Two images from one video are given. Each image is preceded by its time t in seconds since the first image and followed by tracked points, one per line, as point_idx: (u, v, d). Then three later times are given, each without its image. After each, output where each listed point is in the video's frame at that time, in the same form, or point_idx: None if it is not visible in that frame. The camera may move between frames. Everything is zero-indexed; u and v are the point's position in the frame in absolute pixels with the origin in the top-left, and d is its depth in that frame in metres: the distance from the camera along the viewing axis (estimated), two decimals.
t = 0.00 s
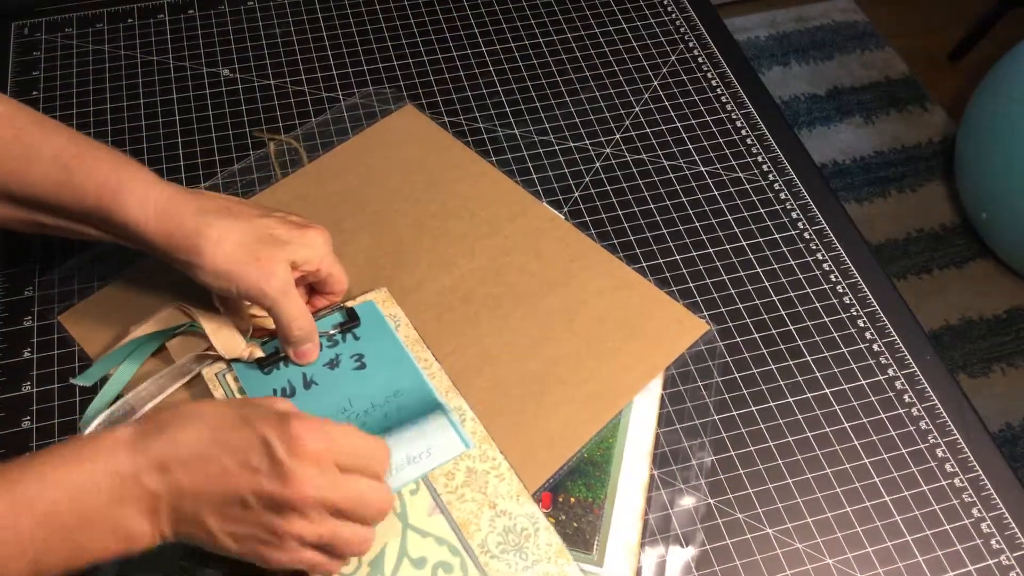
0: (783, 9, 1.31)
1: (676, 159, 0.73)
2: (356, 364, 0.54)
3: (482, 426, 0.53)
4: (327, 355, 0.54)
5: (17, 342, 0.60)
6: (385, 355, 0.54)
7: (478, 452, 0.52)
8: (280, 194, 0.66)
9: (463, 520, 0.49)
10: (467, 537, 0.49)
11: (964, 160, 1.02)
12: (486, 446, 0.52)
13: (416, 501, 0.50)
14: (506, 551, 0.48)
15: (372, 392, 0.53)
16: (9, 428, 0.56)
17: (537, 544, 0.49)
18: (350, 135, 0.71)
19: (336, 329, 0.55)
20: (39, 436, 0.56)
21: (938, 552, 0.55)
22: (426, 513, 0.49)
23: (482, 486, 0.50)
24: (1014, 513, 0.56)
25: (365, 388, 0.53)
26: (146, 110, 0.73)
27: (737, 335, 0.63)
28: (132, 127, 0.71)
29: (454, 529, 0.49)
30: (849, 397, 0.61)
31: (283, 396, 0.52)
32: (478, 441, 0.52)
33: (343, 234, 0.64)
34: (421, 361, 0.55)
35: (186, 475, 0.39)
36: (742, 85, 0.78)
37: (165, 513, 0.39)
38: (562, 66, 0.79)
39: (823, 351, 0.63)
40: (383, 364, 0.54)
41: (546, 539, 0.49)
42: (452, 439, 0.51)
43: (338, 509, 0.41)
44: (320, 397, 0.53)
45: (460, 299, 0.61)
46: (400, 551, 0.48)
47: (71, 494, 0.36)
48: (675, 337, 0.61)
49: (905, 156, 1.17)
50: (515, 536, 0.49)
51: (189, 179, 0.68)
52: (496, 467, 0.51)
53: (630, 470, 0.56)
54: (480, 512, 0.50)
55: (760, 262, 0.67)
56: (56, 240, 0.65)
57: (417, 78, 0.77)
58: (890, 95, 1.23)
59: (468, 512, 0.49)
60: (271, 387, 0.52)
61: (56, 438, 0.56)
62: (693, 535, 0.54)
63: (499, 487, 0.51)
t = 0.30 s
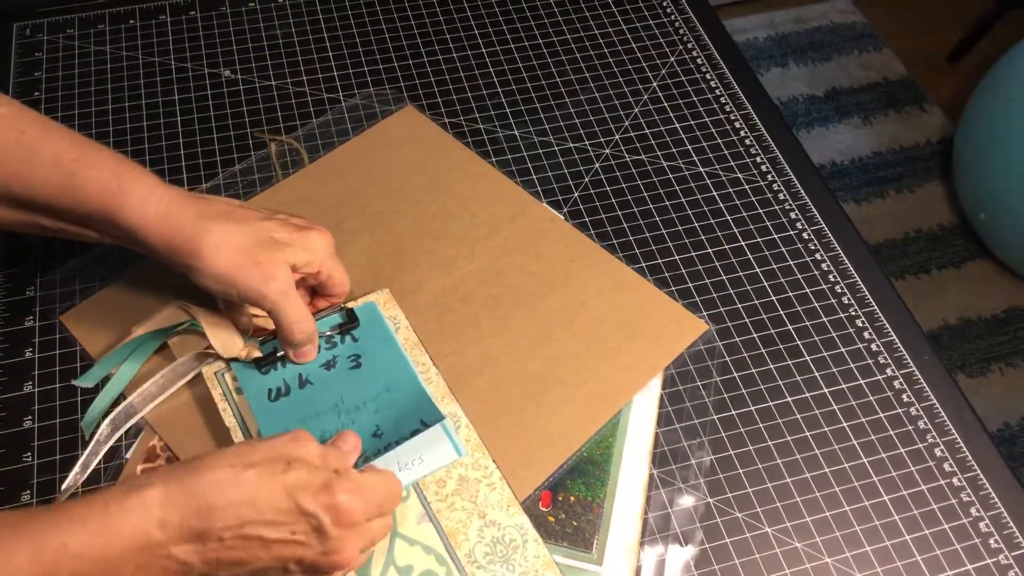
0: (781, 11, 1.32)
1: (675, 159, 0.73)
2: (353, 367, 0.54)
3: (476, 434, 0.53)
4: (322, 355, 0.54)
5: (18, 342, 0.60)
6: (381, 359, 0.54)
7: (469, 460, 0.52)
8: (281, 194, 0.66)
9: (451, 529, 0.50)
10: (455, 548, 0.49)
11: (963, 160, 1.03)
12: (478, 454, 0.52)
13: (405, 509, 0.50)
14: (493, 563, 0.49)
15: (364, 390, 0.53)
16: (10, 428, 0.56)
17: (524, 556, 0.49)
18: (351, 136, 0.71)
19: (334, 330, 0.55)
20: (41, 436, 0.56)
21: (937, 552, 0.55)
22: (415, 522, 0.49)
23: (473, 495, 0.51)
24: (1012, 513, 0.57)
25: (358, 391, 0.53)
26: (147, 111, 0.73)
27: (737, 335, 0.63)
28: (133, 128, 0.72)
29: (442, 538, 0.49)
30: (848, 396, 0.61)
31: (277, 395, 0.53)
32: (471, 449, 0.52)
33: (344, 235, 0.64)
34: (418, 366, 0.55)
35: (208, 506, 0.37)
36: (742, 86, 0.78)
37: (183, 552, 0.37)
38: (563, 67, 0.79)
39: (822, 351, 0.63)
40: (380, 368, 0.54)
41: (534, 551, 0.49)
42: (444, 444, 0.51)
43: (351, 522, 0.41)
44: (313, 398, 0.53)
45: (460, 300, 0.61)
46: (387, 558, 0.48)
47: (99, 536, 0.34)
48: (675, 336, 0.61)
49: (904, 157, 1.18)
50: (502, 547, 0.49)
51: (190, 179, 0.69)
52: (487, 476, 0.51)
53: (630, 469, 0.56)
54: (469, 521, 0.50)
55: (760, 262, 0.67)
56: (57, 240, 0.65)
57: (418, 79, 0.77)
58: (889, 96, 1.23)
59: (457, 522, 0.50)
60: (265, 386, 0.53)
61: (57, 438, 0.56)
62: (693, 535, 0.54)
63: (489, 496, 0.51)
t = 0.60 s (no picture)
0: (782, 10, 1.31)
1: (676, 159, 0.73)
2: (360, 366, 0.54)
3: (482, 434, 0.53)
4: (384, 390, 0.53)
5: (18, 342, 0.60)
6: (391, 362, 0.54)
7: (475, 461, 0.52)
8: (279, 194, 0.66)
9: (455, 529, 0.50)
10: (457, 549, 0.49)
11: (964, 160, 1.03)
12: (484, 455, 0.52)
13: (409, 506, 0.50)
14: (495, 565, 0.49)
15: (417, 443, 0.52)
16: (10, 428, 0.56)
17: (526, 559, 0.49)
18: (350, 135, 0.71)
19: (339, 326, 0.55)
20: (40, 436, 0.56)
21: (937, 552, 0.55)
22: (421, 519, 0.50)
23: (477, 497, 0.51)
24: (1013, 513, 0.56)
25: (411, 442, 0.51)
26: (146, 110, 0.73)
27: (737, 335, 0.63)
28: (132, 127, 0.72)
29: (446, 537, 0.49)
30: (848, 396, 0.61)
31: (335, 425, 0.51)
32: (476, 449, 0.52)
33: (343, 235, 0.64)
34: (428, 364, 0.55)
35: None
36: (742, 86, 0.78)
37: None
38: (563, 66, 0.79)
39: (823, 351, 0.63)
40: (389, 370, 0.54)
41: (536, 554, 0.50)
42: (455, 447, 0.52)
43: None
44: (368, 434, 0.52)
45: (459, 300, 0.61)
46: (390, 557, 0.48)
47: None
48: (675, 336, 0.61)
49: (905, 156, 1.17)
50: (505, 549, 0.50)
51: (190, 179, 0.68)
52: (492, 477, 0.52)
53: (629, 470, 0.56)
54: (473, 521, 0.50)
55: (760, 262, 0.67)
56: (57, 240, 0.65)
57: (418, 78, 0.77)
58: (890, 95, 1.23)
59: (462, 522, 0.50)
60: (325, 413, 0.52)
61: (57, 438, 0.56)
62: (693, 535, 0.54)
63: (493, 498, 0.51)
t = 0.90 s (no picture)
0: (782, 10, 1.31)
1: (676, 159, 0.73)
2: (461, 311, 0.56)
3: (569, 392, 0.54)
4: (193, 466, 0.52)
5: (18, 342, 0.60)
6: (492, 310, 0.56)
7: (560, 415, 0.53)
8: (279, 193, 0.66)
9: (533, 475, 0.51)
10: (534, 492, 0.50)
11: (964, 160, 1.03)
12: (569, 412, 0.53)
13: (491, 447, 0.51)
14: (567, 515, 0.49)
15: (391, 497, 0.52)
16: (10, 428, 0.56)
17: (597, 515, 0.50)
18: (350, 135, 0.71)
19: (450, 273, 0.57)
20: (40, 436, 0.56)
21: (937, 552, 0.55)
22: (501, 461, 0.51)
23: (558, 448, 0.52)
24: (1013, 513, 0.56)
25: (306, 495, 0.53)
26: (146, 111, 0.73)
27: (737, 335, 0.63)
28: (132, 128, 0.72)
29: (524, 482, 0.50)
30: (848, 396, 0.61)
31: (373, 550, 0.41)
32: (563, 404, 0.53)
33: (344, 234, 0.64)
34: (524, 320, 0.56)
35: None
36: (742, 86, 0.78)
37: None
38: (563, 66, 0.79)
39: (823, 351, 0.63)
40: (488, 318, 0.56)
41: (608, 512, 0.50)
42: (540, 400, 0.53)
43: None
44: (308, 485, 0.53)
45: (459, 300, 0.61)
46: (468, 490, 0.50)
47: None
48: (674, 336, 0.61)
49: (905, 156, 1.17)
50: (577, 502, 0.50)
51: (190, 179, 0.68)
52: (575, 433, 0.52)
53: (629, 470, 0.56)
54: (550, 471, 0.51)
55: (760, 262, 0.67)
56: (57, 240, 0.65)
57: (418, 78, 0.77)
58: (890, 95, 1.23)
59: (539, 470, 0.51)
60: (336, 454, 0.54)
61: (57, 438, 0.56)
62: (693, 535, 0.54)
63: (574, 453, 0.52)
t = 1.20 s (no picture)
0: (782, 10, 1.31)
1: (676, 159, 0.73)
2: (484, 311, 0.57)
3: (587, 396, 0.55)
4: (11, 496, 0.53)
5: (17, 342, 0.60)
6: (514, 311, 0.57)
7: (577, 419, 0.54)
8: (279, 192, 0.66)
9: (546, 477, 0.51)
10: (547, 494, 0.51)
11: (964, 160, 1.03)
12: (586, 416, 0.54)
13: (507, 448, 0.52)
14: (579, 517, 0.50)
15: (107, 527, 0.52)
16: (10, 428, 0.56)
17: (610, 519, 0.50)
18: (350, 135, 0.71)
19: (475, 274, 0.58)
20: (40, 436, 0.56)
21: (937, 552, 0.55)
22: (516, 463, 0.52)
23: (573, 452, 0.52)
24: (1013, 513, 0.56)
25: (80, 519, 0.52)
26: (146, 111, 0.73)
27: (737, 335, 0.63)
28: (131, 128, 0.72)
29: (538, 484, 0.51)
30: (848, 396, 0.61)
31: None
32: (579, 409, 0.54)
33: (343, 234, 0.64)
34: (547, 324, 0.57)
35: None
36: (742, 86, 0.78)
37: None
38: (562, 66, 0.79)
39: (823, 351, 0.63)
40: (511, 318, 0.57)
41: (620, 516, 0.50)
42: (556, 403, 0.54)
43: None
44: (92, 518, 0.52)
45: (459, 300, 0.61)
46: (481, 489, 0.51)
47: None
48: (674, 337, 0.61)
49: (905, 155, 1.17)
50: (590, 505, 0.51)
51: (190, 178, 0.68)
52: (591, 437, 0.53)
53: (629, 470, 0.56)
54: (564, 474, 0.52)
55: (760, 262, 0.67)
56: (57, 240, 0.65)
57: (418, 78, 0.77)
58: (890, 95, 1.23)
59: (554, 471, 0.52)
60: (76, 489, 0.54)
61: (57, 438, 0.56)
62: (693, 535, 0.54)
63: (588, 456, 0.52)
